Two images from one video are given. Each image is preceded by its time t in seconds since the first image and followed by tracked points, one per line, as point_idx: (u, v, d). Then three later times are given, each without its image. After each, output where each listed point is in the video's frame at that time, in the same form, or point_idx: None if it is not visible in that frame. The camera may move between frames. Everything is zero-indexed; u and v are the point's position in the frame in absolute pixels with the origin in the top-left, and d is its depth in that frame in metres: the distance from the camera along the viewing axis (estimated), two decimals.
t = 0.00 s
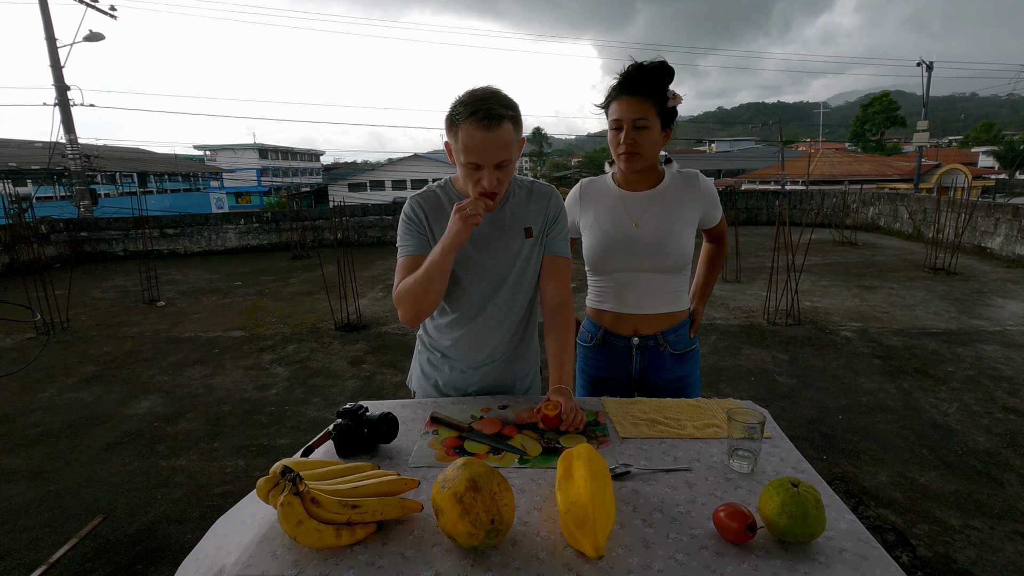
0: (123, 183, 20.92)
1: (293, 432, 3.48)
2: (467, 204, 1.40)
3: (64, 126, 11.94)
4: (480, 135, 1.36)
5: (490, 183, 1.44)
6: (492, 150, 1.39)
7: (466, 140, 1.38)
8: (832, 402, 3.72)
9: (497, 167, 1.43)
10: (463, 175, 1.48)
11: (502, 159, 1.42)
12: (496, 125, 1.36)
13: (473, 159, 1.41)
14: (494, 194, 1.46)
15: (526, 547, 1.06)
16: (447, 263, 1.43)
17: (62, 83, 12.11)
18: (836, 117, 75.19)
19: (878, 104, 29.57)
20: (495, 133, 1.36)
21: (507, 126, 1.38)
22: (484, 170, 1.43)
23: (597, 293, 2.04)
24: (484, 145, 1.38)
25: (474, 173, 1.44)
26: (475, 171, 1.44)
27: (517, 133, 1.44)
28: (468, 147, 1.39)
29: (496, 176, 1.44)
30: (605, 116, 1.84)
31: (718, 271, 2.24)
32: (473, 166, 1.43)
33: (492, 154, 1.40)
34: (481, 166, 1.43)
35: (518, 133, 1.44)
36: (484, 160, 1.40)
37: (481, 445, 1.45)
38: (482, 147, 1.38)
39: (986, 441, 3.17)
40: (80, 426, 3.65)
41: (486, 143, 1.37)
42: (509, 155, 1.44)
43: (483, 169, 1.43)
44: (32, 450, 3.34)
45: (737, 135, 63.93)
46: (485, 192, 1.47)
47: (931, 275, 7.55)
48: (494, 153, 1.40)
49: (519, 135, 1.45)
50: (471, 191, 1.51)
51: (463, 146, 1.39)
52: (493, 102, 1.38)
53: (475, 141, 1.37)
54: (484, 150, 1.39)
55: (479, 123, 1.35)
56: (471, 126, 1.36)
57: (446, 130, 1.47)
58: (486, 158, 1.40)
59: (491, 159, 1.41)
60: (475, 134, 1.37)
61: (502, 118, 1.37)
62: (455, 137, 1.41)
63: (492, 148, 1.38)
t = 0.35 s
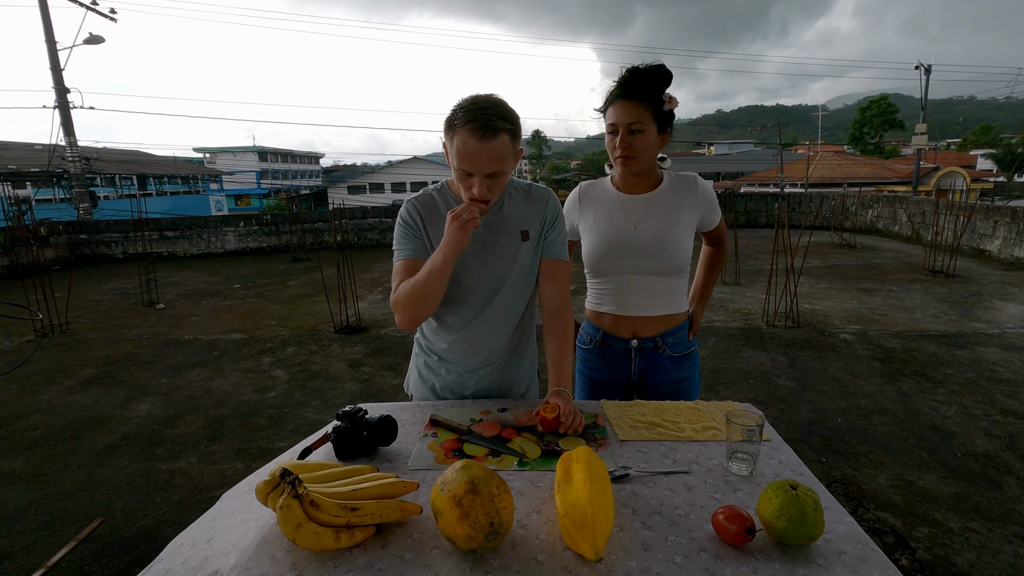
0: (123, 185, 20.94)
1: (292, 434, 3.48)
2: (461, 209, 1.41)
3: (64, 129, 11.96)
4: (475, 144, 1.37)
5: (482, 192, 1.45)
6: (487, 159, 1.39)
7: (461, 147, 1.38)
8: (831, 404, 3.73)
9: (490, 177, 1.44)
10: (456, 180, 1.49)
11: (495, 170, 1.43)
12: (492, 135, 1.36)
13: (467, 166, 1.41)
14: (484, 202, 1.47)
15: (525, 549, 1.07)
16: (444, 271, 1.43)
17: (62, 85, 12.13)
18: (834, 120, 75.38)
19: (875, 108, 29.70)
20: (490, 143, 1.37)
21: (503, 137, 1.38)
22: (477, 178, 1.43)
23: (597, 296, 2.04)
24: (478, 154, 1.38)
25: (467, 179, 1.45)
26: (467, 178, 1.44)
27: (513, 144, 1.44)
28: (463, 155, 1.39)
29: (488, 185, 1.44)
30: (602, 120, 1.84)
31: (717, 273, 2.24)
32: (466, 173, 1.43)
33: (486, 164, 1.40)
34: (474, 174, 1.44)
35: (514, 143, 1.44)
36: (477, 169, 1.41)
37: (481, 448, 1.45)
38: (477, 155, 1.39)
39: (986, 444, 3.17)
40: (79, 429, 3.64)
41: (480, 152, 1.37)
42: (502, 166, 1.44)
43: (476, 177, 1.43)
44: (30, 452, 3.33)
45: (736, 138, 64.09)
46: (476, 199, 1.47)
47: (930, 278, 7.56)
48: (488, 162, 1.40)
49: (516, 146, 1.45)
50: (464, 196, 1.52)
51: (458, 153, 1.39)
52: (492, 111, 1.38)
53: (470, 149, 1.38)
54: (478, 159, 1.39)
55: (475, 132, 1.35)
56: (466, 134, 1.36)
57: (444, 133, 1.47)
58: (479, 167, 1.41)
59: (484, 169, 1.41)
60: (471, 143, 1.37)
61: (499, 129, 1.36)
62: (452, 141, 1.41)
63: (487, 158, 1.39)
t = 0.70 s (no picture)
0: (121, 188, 20.90)
1: (290, 437, 3.48)
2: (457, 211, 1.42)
3: (61, 131, 11.94)
4: (473, 148, 1.37)
5: (479, 195, 1.46)
6: (483, 163, 1.40)
7: (458, 150, 1.39)
8: (830, 405, 3.73)
9: (486, 180, 1.44)
10: (452, 183, 1.49)
11: (492, 173, 1.43)
12: (490, 139, 1.36)
13: (464, 170, 1.42)
14: (481, 205, 1.48)
15: (524, 550, 1.07)
16: (444, 274, 1.43)
17: (60, 88, 12.12)
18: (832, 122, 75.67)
19: (872, 109, 29.81)
20: (487, 147, 1.37)
21: (501, 141, 1.39)
22: (474, 181, 1.44)
23: (594, 298, 2.04)
24: (476, 158, 1.39)
25: (463, 182, 1.45)
26: (464, 181, 1.45)
27: (509, 147, 1.44)
28: (460, 158, 1.40)
29: (484, 188, 1.45)
30: (600, 122, 1.85)
31: (715, 274, 2.25)
32: (462, 176, 1.44)
33: (483, 167, 1.41)
34: (471, 177, 1.44)
35: (511, 147, 1.44)
36: (474, 173, 1.41)
37: (479, 449, 1.45)
38: (473, 160, 1.39)
39: (983, 444, 3.18)
40: (76, 432, 3.63)
41: (478, 156, 1.38)
42: (499, 169, 1.45)
43: (473, 180, 1.44)
44: (27, 455, 3.32)
45: (734, 139, 64.25)
46: (472, 202, 1.48)
47: (927, 279, 7.59)
48: (486, 166, 1.41)
49: (512, 149, 1.46)
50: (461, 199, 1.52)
51: (456, 156, 1.40)
52: (490, 115, 1.38)
53: (467, 152, 1.38)
54: (475, 163, 1.40)
55: (472, 136, 1.36)
56: (464, 138, 1.36)
57: (441, 136, 1.47)
58: (476, 170, 1.41)
59: (481, 172, 1.42)
60: (468, 147, 1.37)
61: (497, 133, 1.37)
62: (449, 144, 1.41)
63: (484, 161, 1.39)
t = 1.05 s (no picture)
0: (121, 189, 20.90)
1: (289, 438, 3.48)
2: (459, 213, 1.42)
3: (62, 132, 11.95)
4: (476, 151, 1.38)
5: (481, 198, 1.46)
6: (485, 167, 1.40)
7: (461, 154, 1.39)
8: (829, 408, 3.73)
9: (489, 183, 1.45)
10: (455, 185, 1.50)
11: (495, 176, 1.44)
12: (493, 143, 1.37)
13: (466, 172, 1.42)
14: (483, 207, 1.48)
15: (523, 551, 1.07)
16: (446, 276, 1.43)
17: (60, 88, 12.13)
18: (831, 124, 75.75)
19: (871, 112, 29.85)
20: (490, 151, 1.37)
21: (503, 145, 1.39)
22: (476, 184, 1.44)
23: (593, 299, 2.05)
24: (478, 161, 1.39)
25: (465, 185, 1.46)
26: (466, 183, 1.45)
27: (512, 151, 1.45)
28: (463, 161, 1.40)
29: (486, 191, 1.45)
30: (601, 124, 1.85)
31: (714, 276, 2.25)
32: (464, 179, 1.44)
33: (486, 171, 1.41)
34: (473, 180, 1.45)
35: (514, 151, 1.45)
36: (477, 176, 1.42)
37: (479, 451, 1.45)
38: (476, 163, 1.40)
39: (982, 447, 3.18)
40: (76, 432, 3.63)
41: (480, 160, 1.38)
42: (501, 172, 1.45)
43: (475, 183, 1.44)
44: (26, 456, 3.32)
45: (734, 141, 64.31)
46: (474, 205, 1.48)
47: (926, 281, 7.59)
48: (488, 170, 1.42)
49: (514, 153, 1.46)
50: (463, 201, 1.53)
51: (458, 159, 1.40)
52: (492, 119, 1.38)
53: (470, 156, 1.39)
54: (477, 166, 1.40)
55: (475, 139, 1.36)
56: (466, 141, 1.37)
57: (443, 138, 1.48)
58: (479, 173, 1.42)
59: (484, 176, 1.42)
60: (471, 150, 1.38)
61: (500, 136, 1.37)
62: (451, 147, 1.42)
63: (487, 165, 1.40)
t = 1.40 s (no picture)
0: (120, 188, 20.88)
1: (289, 437, 3.48)
2: (461, 214, 1.42)
3: (61, 131, 11.93)
4: (479, 151, 1.38)
5: (484, 198, 1.46)
6: (488, 167, 1.40)
7: (464, 153, 1.39)
8: (828, 407, 3.74)
9: (492, 183, 1.45)
10: (457, 185, 1.50)
11: (498, 177, 1.44)
12: (497, 144, 1.37)
13: (469, 172, 1.42)
14: (486, 207, 1.48)
15: (523, 551, 1.07)
16: (448, 277, 1.43)
17: (59, 87, 12.11)
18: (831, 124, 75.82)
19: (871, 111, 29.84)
20: (494, 151, 1.37)
21: (507, 146, 1.39)
22: (479, 184, 1.44)
23: (593, 299, 2.05)
24: (482, 162, 1.39)
25: (468, 185, 1.46)
26: (469, 184, 1.45)
27: (516, 151, 1.45)
28: (466, 161, 1.40)
29: (489, 191, 1.46)
30: (602, 123, 1.85)
31: (714, 275, 2.25)
32: (467, 179, 1.44)
33: (489, 171, 1.41)
34: (476, 180, 1.45)
35: (517, 151, 1.45)
36: (480, 177, 1.42)
37: (479, 450, 1.45)
38: (479, 163, 1.39)
39: (982, 446, 3.19)
40: (75, 432, 3.63)
41: (484, 160, 1.38)
42: (504, 173, 1.45)
43: (478, 183, 1.44)
44: (26, 455, 3.32)
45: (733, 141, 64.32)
46: (477, 204, 1.48)
47: (926, 281, 7.59)
48: (492, 170, 1.41)
49: (518, 152, 1.46)
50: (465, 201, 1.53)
51: (462, 159, 1.40)
52: (497, 120, 1.38)
53: (474, 156, 1.39)
54: (481, 167, 1.40)
55: (479, 140, 1.36)
56: (470, 142, 1.37)
57: (446, 138, 1.47)
58: (482, 174, 1.42)
59: (487, 176, 1.43)
60: (475, 150, 1.38)
61: (504, 138, 1.37)
62: (455, 146, 1.42)
63: (490, 166, 1.40)
